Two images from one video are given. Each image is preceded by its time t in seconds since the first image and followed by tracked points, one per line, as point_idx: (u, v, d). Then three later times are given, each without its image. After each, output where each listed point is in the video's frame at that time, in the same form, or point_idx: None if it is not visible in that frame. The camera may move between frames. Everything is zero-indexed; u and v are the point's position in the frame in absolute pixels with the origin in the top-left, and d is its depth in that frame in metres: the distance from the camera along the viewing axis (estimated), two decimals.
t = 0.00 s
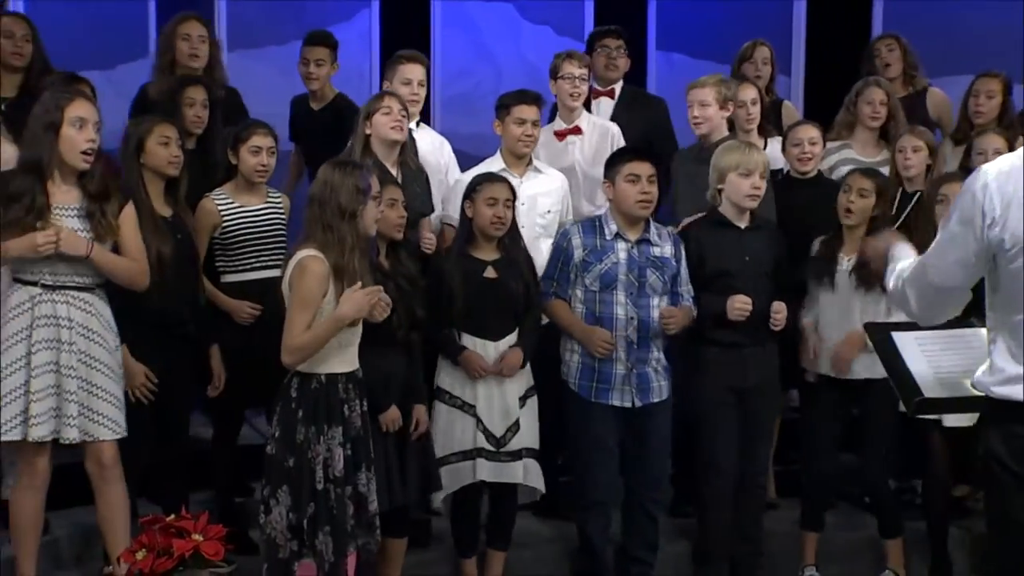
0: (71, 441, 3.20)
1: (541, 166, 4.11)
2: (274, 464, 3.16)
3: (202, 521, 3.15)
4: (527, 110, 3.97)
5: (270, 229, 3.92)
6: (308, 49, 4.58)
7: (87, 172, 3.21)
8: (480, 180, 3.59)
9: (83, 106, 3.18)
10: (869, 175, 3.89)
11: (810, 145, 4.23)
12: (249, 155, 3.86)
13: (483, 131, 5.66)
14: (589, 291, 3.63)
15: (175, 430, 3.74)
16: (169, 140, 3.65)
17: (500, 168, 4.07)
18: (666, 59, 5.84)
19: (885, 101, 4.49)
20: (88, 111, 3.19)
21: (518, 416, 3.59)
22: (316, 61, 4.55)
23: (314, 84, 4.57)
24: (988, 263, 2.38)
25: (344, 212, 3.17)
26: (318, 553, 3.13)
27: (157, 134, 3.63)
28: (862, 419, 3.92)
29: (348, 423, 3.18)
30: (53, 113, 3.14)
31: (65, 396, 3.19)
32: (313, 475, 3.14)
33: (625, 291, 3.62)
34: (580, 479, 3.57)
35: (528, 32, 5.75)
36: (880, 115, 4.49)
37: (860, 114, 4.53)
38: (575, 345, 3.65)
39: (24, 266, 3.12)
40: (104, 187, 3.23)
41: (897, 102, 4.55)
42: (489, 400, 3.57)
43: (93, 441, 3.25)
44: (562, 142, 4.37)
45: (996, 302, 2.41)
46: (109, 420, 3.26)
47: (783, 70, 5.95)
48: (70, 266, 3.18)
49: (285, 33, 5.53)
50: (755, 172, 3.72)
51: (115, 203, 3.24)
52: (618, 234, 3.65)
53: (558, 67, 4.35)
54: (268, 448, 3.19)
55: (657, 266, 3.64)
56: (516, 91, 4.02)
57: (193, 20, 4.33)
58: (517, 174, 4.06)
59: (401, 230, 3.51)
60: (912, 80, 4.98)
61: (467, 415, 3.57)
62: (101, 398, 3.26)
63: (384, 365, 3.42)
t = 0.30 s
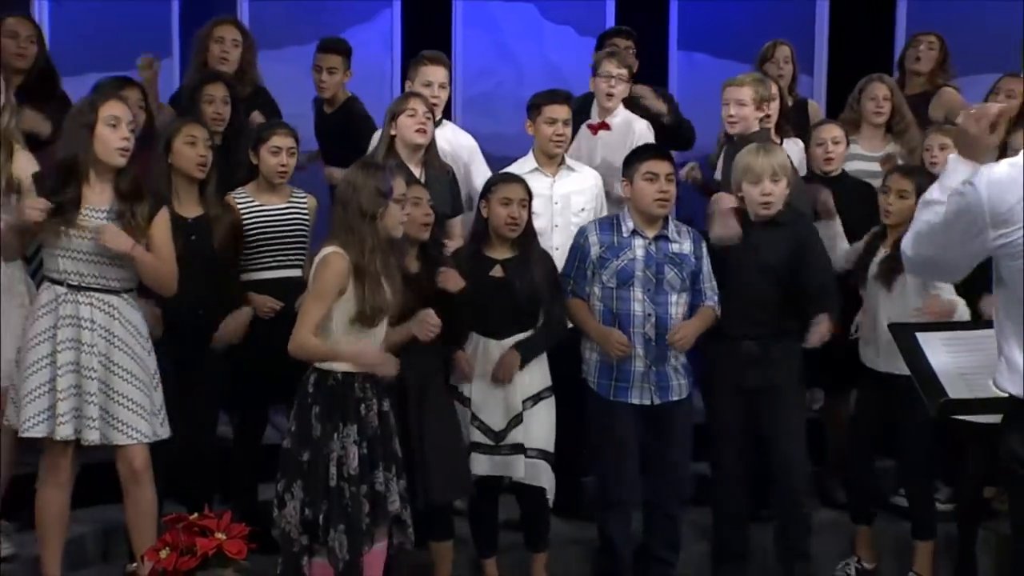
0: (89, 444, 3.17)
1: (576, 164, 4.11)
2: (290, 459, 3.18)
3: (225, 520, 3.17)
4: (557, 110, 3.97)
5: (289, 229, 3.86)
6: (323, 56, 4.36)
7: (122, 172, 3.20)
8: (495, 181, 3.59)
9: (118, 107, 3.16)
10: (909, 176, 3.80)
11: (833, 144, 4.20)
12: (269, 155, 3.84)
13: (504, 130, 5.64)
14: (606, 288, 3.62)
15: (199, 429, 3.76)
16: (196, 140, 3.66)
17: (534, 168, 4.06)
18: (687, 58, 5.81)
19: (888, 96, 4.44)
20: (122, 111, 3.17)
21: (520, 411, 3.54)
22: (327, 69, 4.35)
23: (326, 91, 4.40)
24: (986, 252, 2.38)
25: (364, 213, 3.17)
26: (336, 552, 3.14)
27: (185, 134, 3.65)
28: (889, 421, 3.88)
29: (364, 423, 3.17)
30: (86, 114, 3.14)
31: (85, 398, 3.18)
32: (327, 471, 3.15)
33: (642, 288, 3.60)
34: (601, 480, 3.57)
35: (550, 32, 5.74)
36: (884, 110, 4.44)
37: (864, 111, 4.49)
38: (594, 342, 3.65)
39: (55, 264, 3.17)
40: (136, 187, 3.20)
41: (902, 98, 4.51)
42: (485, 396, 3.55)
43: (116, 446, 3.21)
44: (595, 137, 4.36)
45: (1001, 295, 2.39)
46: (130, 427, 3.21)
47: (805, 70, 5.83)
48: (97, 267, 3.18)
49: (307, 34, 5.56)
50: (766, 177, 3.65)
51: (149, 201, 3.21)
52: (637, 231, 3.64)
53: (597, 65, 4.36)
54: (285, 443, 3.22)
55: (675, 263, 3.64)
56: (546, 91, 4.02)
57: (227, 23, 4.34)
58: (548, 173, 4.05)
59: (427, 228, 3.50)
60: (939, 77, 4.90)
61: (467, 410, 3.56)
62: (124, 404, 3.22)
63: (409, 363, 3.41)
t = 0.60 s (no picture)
0: (93, 461, 3.06)
1: (596, 164, 3.98)
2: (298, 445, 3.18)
3: (249, 519, 3.16)
4: (576, 112, 3.84)
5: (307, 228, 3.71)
6: (347, 58, 4.28)
7: (180, 195, 3.13)
8: (523, 180, 3.41)
9: (170, 126, 3.13)
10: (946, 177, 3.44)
11: (856, 144, 3.96)
12: (290, 156, 3.71)
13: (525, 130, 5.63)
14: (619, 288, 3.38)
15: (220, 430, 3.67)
16: (231, 142, 3.44)
17: (556, 169, 4.01)
18: (709, 58, 5.75)
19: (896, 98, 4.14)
20: (176, 131, 3.13)
21: (533, 412, 3.41)
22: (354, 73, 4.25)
23: (351, 95, 4.31)
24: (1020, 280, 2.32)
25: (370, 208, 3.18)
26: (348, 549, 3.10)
27: (220, 135, 3.45)
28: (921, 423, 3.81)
29: (364, 414, 3.13)
30: (142, 135, 3.11)
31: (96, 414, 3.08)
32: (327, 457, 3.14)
33: (647, 291, 3.31)
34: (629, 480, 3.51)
35: (571, 31, 5.72)
36: (892, 112, 4.13)
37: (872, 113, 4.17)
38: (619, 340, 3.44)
39: (93, 275, 3.12)
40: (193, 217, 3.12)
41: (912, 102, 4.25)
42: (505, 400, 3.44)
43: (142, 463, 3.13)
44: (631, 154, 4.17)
45: None
46: (156, 442, 3.14)
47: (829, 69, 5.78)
48: (131, 287, 3.11)
49: (331, 35, 5.57)
50: (802, 180, 3.27)
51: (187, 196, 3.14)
52: (653, 231, 3.35)
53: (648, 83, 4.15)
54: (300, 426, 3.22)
55: (686, 267, 3.28)
56: (570, 91, 3.91)
57: (250, 25, 4.19)
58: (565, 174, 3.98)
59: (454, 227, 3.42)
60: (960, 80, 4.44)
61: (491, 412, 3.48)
62: (149, 422, 3.15)
63: (430, 363, 3.32)
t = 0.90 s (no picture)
0: (130, 468, 3.05)
1: (599, 173, 3.78)
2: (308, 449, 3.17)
3: (275, 518, 3.13)
4: (587, 118, 3.80)
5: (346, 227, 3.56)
6: (371, 63, 4.23)
7: (216, 205, 3.13)
8: (558, 179, 3.41)
9: (204, 137, 3.12)
10: (977, 181, 3.41)
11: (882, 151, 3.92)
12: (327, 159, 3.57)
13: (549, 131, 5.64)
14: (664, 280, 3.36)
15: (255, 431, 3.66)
16: (259, 147, 3.42)
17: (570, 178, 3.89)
18: (734, 58, 5.78)
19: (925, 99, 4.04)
20: (210, 141, 3.12)
21: (580, 418, 3.40)
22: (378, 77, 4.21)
23: (375, 100, 4.25)
24: None
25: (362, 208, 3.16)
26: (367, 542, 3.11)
27: (248, 139, 3.42)
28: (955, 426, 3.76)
29: (373, 417, 3.08)
30: (173, 144, 3.10)
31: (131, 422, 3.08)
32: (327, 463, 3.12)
33: (674, 287, 3.27)
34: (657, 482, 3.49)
35: (596, 33, 5.70)
36: (919, 114, 4.04)
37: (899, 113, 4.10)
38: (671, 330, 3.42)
39: (126, 281, 3.11)
40: (226, 224, 3.11)
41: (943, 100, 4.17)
42: (550, 399, 3.43)
43: (177, 468, 3.13)
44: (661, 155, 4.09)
45: None
46: (187, 445, 3.14)
47: (853, 69, 5.63)
48: (164, 297, 3.09)
49: (355, 37, 5.66)
50: (849, 179, 3.22)
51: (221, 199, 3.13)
52: (696, 229, 3.31)
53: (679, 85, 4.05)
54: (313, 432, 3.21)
55: (709, 270, 3.19)
56: (588, 100, 3.88)
57: (267, 26, 4.12)
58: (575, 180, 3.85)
59: (469, 232, 3.34)
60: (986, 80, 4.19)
61: (533, 413, 3.46)
62: (182, 427, 3.15)
63: (457, 364, 3.31)
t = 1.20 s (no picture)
0: (158, 469, 3.07)
1: (628, 173, 3.75)
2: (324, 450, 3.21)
3: (300, 520, 3.12)
4: (620, 119, 3.75)
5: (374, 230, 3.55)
6: (395, 66, 4.22)
7: (240, 210, 3.13)
8: (584, 182, 3.40)
9: (227, 140, 3.12)
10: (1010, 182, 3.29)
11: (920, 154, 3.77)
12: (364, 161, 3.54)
13: (573, 134, 5.65)
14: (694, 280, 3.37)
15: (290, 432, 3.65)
16: (282, 149, 3.41)
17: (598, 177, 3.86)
18: (758, 60, 5.77)
19: (954, 103, 3.99)
20: (232, 143, 3.13)
21: (605, 421, 3.39)
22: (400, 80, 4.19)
23: (399, 100, 4.24)
24: None
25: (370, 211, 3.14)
26: (380, 543, 3.11)
27: (272, 141, 3.41)
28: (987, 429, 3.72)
29: (376, 421, 3.10)
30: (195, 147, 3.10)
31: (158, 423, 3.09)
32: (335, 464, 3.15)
33: (703, 288, 3.27)
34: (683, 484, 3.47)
35: (619, 34, 5.69)
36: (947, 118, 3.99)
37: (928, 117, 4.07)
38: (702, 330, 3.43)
39: (151, 284, 3.12)
40: (248, 227, 3.11)
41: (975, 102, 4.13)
42: (575, 402, 3.43)
43: (205, 470, 3.14)
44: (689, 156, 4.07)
45: None
46: (215, 446, 3.15)
47: (879, 70, 5.63)
48: (190, 299, 3.10)
49: (378, 39, 5.69)
50: (886, 183, 3.20)
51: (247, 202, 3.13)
52: (725, 229, 3.30)
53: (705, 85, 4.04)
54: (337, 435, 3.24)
55: (737, 270, 3.19)
56: (620, 101, 3.85)
57: (291, 31, 4.12)
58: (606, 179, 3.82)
59: (497, 234, 3.29)
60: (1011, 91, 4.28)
61: (557, 417, 3.46)
62: (208, 428, 3.17)
63: (485, 365, 3.28)
